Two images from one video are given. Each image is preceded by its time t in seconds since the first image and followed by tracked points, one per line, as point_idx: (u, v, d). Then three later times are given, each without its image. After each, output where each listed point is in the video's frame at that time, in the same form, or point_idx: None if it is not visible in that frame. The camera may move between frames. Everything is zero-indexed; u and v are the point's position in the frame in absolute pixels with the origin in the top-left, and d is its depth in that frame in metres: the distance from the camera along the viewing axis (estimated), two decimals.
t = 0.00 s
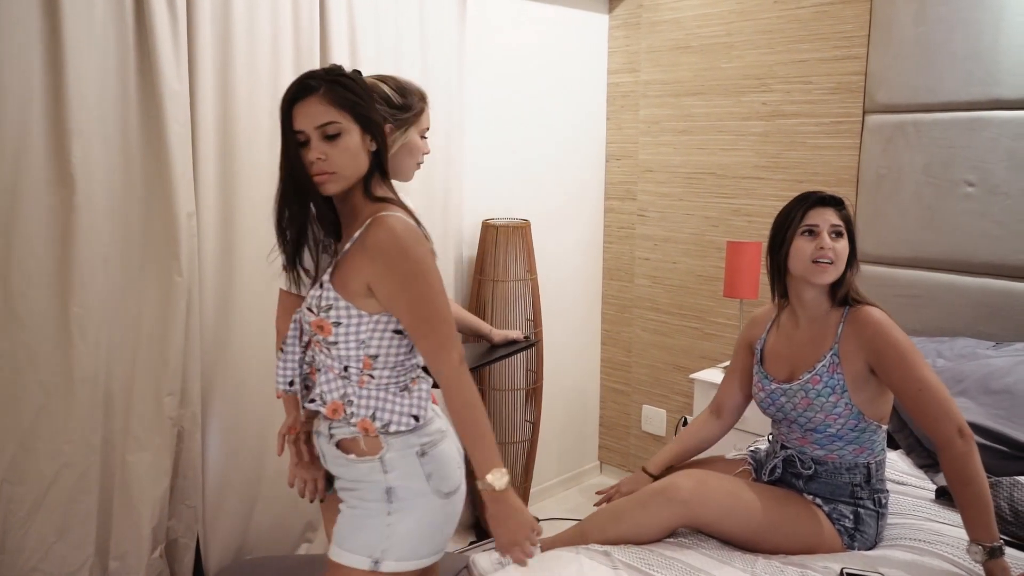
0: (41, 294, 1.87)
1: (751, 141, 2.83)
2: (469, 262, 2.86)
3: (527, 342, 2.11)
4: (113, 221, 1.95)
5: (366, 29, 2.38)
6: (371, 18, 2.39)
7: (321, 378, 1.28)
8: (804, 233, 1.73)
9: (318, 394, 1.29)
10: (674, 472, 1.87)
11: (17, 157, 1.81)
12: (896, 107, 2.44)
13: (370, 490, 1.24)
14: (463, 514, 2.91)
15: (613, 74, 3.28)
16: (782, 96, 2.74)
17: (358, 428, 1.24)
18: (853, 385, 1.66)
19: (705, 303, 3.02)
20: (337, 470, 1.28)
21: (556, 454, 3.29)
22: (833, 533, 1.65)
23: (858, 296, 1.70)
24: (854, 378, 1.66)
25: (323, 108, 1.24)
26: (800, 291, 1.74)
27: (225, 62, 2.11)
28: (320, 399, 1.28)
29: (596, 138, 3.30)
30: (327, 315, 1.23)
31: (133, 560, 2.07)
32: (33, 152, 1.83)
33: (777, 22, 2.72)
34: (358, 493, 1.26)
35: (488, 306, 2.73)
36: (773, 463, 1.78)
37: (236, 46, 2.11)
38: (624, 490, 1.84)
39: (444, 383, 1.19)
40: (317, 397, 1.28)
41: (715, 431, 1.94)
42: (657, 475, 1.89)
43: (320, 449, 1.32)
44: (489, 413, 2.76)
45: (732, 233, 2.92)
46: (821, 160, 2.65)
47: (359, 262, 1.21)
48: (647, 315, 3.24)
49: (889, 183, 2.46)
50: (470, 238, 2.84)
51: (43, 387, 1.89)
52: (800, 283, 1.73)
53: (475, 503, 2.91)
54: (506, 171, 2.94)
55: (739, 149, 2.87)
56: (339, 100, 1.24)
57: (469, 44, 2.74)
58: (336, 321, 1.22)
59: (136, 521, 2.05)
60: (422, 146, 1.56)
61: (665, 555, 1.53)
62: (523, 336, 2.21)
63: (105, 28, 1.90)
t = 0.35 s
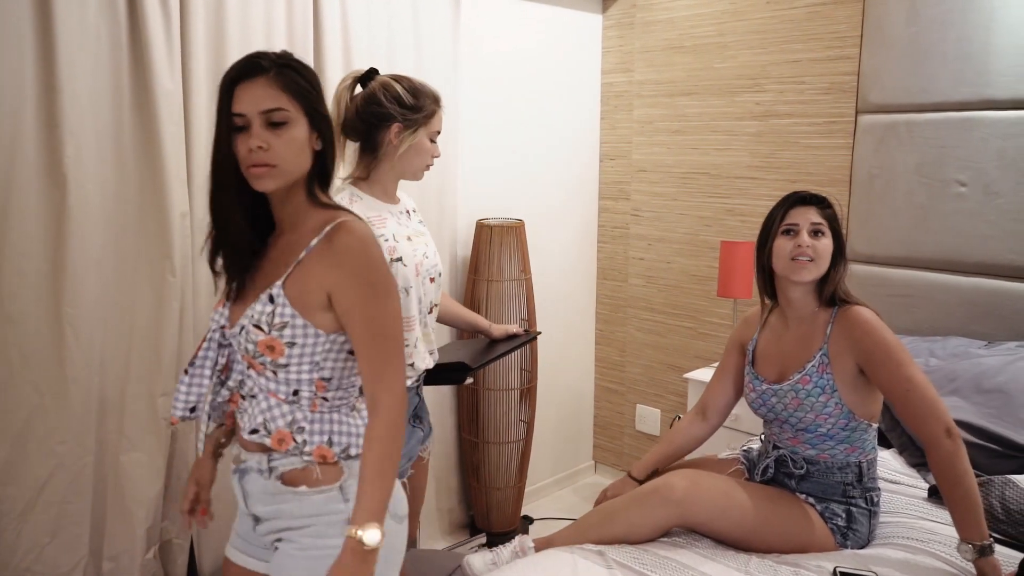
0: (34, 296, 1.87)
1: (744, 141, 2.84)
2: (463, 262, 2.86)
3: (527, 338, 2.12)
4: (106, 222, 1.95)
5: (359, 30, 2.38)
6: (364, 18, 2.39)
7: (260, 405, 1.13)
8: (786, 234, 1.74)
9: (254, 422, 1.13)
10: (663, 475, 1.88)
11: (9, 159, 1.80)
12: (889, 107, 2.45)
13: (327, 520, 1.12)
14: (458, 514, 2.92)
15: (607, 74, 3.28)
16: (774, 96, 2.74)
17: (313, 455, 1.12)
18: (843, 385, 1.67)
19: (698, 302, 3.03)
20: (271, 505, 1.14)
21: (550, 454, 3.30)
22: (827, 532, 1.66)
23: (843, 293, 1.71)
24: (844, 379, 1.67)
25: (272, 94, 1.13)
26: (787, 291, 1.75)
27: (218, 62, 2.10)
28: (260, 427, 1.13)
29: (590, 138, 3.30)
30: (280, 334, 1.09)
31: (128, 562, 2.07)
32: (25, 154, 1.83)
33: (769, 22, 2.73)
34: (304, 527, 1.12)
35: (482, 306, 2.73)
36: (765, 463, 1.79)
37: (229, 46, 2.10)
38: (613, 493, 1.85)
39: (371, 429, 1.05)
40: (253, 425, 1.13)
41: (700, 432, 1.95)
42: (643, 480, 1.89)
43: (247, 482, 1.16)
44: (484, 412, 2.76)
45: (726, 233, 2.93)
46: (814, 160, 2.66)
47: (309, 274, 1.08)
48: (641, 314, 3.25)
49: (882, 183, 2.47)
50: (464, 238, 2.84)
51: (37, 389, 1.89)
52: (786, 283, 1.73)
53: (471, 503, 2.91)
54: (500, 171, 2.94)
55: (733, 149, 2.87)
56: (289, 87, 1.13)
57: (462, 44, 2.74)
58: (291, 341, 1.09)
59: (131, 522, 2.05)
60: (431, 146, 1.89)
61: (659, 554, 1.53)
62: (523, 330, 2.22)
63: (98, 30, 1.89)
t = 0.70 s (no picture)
0: (31, 295, 1.87)
1: (741, 141, 2.84)
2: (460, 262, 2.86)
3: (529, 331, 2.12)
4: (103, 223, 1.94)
5: (357, 30, 2.37)
6: (362, 18, 2.39)
7: (279, 426, 1.05)
8: (779, 236, 1.75)
9: (281, 445, 1.05)
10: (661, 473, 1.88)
11: (6, 158, 1.80)
12: (885, 107, 2.45)
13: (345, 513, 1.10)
14: (455, 514, 2.92)
15: (604, 74, 3.28)
16: (771, 96, 2.75)
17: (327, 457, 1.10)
18: (836, 387, 1.67)
19: (695, 302, 3.03)
20: (287, 526, 1.04)
21: (548, 454, 3.30)
22: (823, 532, 1.67)
23: (836, 299, 1.69)
24: (837, 381, 1.67)
25: (249, 77, 1.08)
26: (781, 293, 1.77)
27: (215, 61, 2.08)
28: (291, 447, 1.06)
29: (587, 138, 3.31)
30: (309, 347, 1.06)
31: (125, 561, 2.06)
32: (22, 153, 1.82)
33: (766, 22, 2.73)
34: (325, 531, 1.07)
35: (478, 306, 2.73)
36: (762, 463, 1.79)
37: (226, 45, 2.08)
38: (611, 492, 1.85)
39: (384, 397, 1.11)
40: (281, 447, 1.04)
41: (699, 428, 1.95)
42: (643, 478, 1.89)
43: (252, 514, 1.04)
44: (482, 412, 2.76)
45: (722, 233, 2.93)
46: (811, 160, 2.66)
47: (308, 275, 1.08)
48: (638, 314, 3.25)
49: (878, 182, 2.47)
50: (461, 239, 2.84)
51: (34, 389, 1.88)
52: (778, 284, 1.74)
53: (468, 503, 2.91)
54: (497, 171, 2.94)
55: (729, 149, 2.88)
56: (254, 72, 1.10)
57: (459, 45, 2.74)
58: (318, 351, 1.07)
59: (128, 523, 2.04)
60: (442, 142, 1.84)
61: (657, 554, 1.53)
62: (525, 323, 2.22)
63: (95, 29, 1.88)
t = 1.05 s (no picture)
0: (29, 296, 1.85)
1: (738, 141, 2.85)
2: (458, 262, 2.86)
3: (531, 331, 2.12)
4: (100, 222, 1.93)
5: (355, 29, 2.37)
6: (360, 18, 2.38)
7: (247, 426, 1.17)
8: (776, 236, 1.76)
9: (256, 441, 1.17)
10: (661, 472, 1.88)
11: (3, 158, 1.79)
12: (883, 107, 2.45)
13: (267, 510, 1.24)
14: (454, 514, 2.91)
15: (602, 74, 3.28)
16: (769, 96, 2.75)
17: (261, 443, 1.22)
18: (835, 387, 1.67)
19: (694, 301, 3.03)
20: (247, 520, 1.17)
21: (546, 454, 3.30)
22: (822, 531, 1.67)
23: (833, 299, 1.69)
24: (836, 381, 1.67)
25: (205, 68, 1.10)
26: (779, 292, 1.78)
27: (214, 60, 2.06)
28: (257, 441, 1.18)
29: (585, 138, 3.31)
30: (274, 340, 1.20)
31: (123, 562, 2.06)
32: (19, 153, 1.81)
33: (763, 22, 2.74)
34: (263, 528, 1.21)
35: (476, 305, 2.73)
36: (762, 463, 1.79)
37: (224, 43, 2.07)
38: (612, 490, 1.85)
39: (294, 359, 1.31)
40: (259, 443, 1.17)
41: (701, 427, 1.95)
42: (643, 477, 1.89)
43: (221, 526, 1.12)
44: (480, 412, 2.76)
45: (720, 232, 2.93)
46: (809, 159, 2.66)
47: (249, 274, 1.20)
48: (636, 314, 3.25)
49: (876, 181, 2.48)
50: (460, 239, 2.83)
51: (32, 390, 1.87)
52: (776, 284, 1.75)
53: (467, 503, 2.91)
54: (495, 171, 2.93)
55: (727, 149, 2.88)
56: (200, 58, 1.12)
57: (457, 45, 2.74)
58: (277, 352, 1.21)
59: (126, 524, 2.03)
60: (432, 133, 1.79)
61: (656, 554, 1.53)
62: (526, 322, 2.22)
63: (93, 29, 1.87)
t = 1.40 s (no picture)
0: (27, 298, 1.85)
1: (736, 141, 2.85)
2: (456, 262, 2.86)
3: (528, 330, 2.11)
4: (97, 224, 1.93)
5: (352, 30, 2.37)
6: (357, 19, 2.38)
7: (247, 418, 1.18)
8: (773, 236, 1.76)
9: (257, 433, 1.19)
10: (659, 472, 1.88)
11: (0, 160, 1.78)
12: (880, 107, 2.46)
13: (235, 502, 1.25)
14: (453, 514, 2.92)
15: (600, 74, 3.28)
16: (767, 96, 2.75)
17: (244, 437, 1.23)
18: (831, 385, 1.67)
19: (692, 301, 3.04)
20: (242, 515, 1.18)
21: (545, 453, 3.30)
22: (820, 530, 1.67)
23: (830, 299, 1.69)
24: (833, 379, 1.67)
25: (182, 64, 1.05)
26: (777, 292, 1.78)
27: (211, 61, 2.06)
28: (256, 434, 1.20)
29: (583, 138, 3.31)
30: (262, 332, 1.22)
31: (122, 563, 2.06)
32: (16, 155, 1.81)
33: (761, 22, 2.74)
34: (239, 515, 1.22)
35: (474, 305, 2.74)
36: (759, 462, 1.80)
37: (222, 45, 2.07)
38: (609, 489, 1.85)
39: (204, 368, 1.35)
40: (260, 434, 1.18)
41: (699, 427, 1.95)
42: (640, 476, 1.89)
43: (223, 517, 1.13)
44: (479, 412, 2.76)
45: (719, 232, 2.93)
46: (807, 159, 2.66)
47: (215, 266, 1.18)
48: (634, 314, 3.25)
49: (873, 181, 2.48)
50: (458, 239, 2.84)
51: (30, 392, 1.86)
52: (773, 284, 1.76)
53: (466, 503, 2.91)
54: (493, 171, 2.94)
55: (725, 149, 2.88)
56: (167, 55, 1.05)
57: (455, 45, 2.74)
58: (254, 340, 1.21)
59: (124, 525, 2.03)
60: (410, 133, 1.77)
61: (654, 553, 1.53)
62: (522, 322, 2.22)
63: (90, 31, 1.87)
